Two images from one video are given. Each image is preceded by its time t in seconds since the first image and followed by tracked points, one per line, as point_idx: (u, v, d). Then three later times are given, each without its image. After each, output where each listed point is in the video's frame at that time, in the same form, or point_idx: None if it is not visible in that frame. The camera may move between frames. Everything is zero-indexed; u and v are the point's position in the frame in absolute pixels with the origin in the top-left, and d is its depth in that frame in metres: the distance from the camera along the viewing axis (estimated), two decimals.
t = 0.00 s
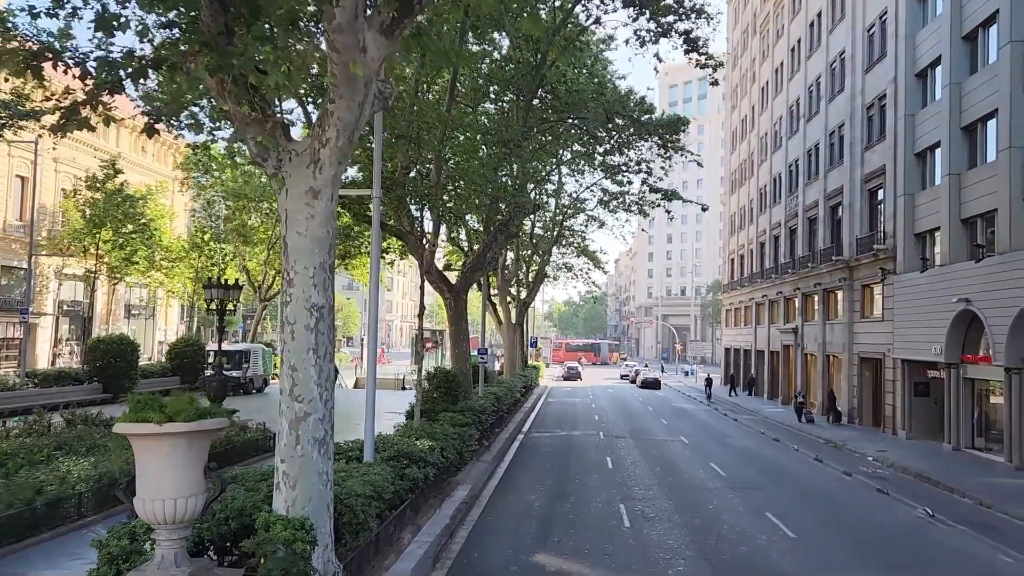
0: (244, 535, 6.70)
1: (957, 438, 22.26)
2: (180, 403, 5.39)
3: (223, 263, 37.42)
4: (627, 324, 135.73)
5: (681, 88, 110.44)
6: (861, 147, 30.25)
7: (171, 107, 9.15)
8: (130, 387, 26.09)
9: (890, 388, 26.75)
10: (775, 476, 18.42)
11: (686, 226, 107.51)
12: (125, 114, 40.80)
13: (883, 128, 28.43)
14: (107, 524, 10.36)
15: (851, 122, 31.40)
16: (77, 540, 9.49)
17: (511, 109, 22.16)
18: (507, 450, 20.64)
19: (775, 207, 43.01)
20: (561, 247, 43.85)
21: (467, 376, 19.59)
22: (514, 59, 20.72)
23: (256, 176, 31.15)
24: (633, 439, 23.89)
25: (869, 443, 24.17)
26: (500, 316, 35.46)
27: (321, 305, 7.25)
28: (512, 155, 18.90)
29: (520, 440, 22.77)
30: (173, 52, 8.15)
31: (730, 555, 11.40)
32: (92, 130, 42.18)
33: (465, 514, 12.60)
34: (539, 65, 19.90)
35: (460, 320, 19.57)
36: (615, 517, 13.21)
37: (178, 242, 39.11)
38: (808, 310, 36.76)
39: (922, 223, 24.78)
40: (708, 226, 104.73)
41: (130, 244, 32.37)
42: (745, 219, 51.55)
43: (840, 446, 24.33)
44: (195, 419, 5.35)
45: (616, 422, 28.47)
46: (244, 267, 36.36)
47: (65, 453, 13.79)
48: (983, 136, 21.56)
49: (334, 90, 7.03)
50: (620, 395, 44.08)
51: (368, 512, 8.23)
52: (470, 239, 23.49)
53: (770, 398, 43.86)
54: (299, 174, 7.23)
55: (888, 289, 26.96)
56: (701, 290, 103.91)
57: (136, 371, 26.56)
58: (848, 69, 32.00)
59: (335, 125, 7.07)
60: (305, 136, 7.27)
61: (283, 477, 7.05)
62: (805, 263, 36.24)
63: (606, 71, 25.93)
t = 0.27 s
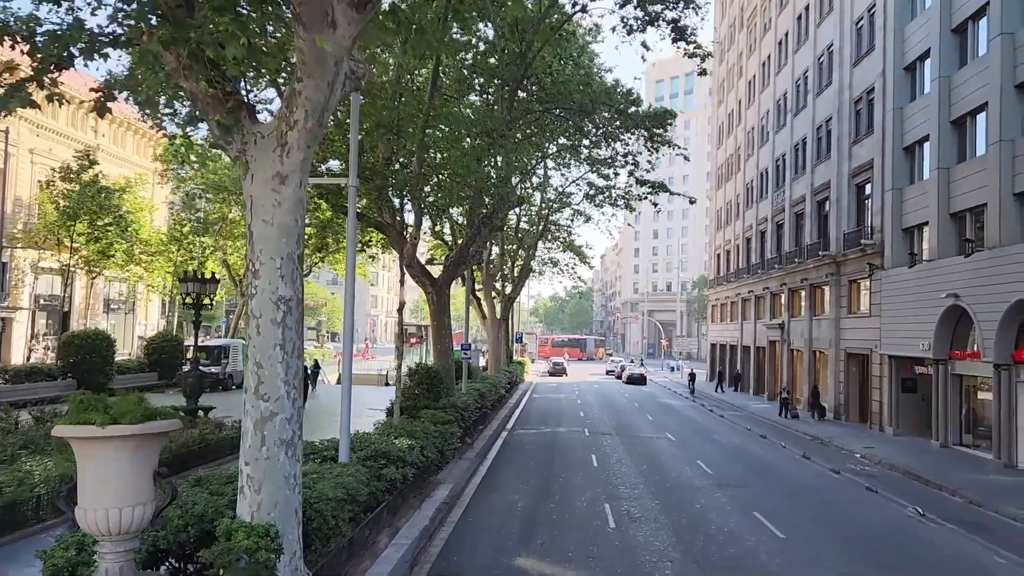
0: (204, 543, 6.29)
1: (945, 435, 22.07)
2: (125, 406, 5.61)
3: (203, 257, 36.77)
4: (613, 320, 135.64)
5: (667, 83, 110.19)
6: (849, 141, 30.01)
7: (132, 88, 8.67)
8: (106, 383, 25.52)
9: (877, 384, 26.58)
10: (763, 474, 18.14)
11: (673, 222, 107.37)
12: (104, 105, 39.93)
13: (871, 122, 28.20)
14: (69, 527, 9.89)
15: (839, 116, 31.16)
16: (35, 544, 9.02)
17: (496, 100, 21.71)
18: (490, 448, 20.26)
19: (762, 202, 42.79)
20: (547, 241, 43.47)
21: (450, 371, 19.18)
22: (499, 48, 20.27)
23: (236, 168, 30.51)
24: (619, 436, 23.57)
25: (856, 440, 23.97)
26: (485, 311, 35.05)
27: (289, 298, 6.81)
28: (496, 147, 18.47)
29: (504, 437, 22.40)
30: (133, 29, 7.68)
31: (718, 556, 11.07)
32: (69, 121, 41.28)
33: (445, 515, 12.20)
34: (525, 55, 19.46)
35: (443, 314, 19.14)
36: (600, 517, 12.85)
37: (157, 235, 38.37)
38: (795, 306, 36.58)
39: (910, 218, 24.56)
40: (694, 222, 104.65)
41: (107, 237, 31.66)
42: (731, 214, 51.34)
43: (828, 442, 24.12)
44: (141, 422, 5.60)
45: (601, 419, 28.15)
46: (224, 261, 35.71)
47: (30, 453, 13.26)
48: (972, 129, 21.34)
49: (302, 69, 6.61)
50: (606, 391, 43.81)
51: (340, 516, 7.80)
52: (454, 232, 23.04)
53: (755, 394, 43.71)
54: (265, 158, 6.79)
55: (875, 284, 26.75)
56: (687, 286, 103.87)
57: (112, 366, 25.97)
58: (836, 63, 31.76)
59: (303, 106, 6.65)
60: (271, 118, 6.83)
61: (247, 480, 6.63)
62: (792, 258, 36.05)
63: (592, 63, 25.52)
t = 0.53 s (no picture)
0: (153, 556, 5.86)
1: (933, 432, 21.83)
2: (52, 409, 5.15)
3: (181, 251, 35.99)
4: (598, 316, 135.48)
5: (653, 79, 109.88)
6: (836, 136, 29.75)
7: (87, 68, 8.16)
8: (77, 379, 24.90)
9: (863, 381, 26.35)
10: (750, 473, 17.81)
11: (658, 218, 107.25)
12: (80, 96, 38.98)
13: (859, 116, 27.93)
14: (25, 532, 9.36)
15: (826, 111, 30.88)
16: None
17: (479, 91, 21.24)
18: (472, 446, 19.82)
19: (748, 197, 42.54)
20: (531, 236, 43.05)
21: (432, 368, 18.72)
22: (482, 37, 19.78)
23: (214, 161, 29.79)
24: (604, 433, 23.19)
25: (843, 437, 23.73)
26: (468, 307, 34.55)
27: (250, 290, 6.33)
28: (478, 138, 18.01)
29: (486, 435, 21.98)
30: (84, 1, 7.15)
31: (708, 561, 10.64)
32: (45, 112, 40.31)
33: (424, 517, 11.74)
34: (508, 44, 18.97)
35: (424, 309, 18.67)
36: (586, 520, 12.42)
37: (134, 228, 37.55)
38: (780, 302, 36.34)
39: (898, 213, 24.32)
40: (680, 218, 104.51)
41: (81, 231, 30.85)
42: (717, 210, 51.09)
43: (815, 440, 23.86)
44: (70, 428, 5.14)
45: (586, 416, 27.78)
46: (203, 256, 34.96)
47: None
48: (962, 123, 21.07)
49: (263, 42, 6.14)
50: (591, 387, 43.47)
51: (310, 523, 7.34)
52: (436, 225, 22.57)
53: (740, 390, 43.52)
54: (223, 138, 6.29)
55: (863, 280, 26.51)
56: (672, 282, 103.79)
57: (84, 362, 25.35)
58: (823, 56, 31.47)
59: (264, 83, 6.18)
60: (231, 96, 6.34)
61: (204, 487, 6.17)
62: (778, 254, 35.80)
63: (578, 54, 25.06)
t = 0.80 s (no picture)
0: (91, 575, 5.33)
1: (923, 430, 21.50)
2: None
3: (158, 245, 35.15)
4: (583, 312, 135.13)
5: (639, 74, 109.50)
6: (824, 130, 29.38)
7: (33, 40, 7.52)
8: (46, 376, 24.11)
9: (852, 378, 26.01)
10: (739, 471, 17.39)
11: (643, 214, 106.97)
12: (53, 86, 37.98)
13: (848, 110, 27.58)
14: None
15: (814, 104, 30.51)
16: None
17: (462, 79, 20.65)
18: (454, 445, 19.29)
19: (735, 192, 42.20)
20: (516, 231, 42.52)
21: (412, 365, 18.16)
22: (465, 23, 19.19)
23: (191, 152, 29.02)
24: (589, 431, 22.71)
25: (832, 435, 23.38)
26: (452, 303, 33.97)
27: (203, 281, 5.75)
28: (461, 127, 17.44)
29: (468, 433, 21.45)
30: None
31: (698, 567, 10.16)
32: (18, 103, 39.28)
33: (402, 521, 11.19)
34: (492, 30, 18.40)
35: (404, 304, 18.10)
36: (570, 523, 11.91)
37: (109, 222, 36.68)
38: (768, 298, 36.00)
39: (888, 207, 23.98)
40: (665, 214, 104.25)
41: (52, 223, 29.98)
42: (703, 205, 50.73)
43: (804, 438, 23.50)
44: None
45: (571, 413, 27.31)
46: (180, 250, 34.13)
47: None
48: (954, 115, 20.72)
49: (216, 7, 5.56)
50: (577, 384, 43.03)
51: (273, 533, 6.78)
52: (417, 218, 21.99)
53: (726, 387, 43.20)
54: (172, 114, 5.71)
55: (852, 276, 26.17)
56: (657, 278, 103.57)
57: (54, 358, 24.55)
58: (811, 49, 31.09)
59: (218, 53, 5.61)
60: (182, 68, 5.76)
61: (151, 497, 5.61)
62: (766, 249, 35.45)
63: (563, 44, 24.51)
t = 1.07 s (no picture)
0: None
1: (914, 428, 21.14)
2: None
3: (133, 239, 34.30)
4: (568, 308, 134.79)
5: (624, 69, 109.09)
6: (813, 122, 28.96)
7: None
8: (13, 373, 23.31)
9: (840, 374, 25.63)
10: (729, 471, 16.91)
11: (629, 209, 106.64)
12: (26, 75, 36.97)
13: (837, 102, 27.16)
14: None
15: (803, 97, 30.10)
16: None
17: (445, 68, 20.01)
18: (435, 445, 18.71)
19: (721, 186, 41.78)
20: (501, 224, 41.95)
21: (392, 362, 17.53)
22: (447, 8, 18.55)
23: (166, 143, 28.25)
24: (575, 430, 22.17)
25: (822, 433, 22.99)
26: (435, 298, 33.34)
27: (145, 270, 5.10)
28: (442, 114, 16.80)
29: (450, 432, 20.89)
30: None
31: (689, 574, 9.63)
32: None
33: (378, 528, 10.60)
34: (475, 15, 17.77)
35: (383, 298, 17.44)
36: (554, 528, 11.35)
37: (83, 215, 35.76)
38: (755, 293, 35.61)
39: (879, 201, 23.57)
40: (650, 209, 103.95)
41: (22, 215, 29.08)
42: (689, 200, 50.33)
43: (793, 436, 23.11)
44: None
45: (556, 410, 26.80)
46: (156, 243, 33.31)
47: None
48: (947, 107, 20.31)
49: None
50: (562, 380, 42.60)
51: (230, 550, 6.18)
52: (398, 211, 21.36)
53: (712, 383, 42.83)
54: (108, 83, 5.07)
55: (841, 271, 25.77)
56: (642, 274, 103.29)
57: (21, 355, 23.73)
58: (800, 41, 30.67)
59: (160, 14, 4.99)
60: (122, 31, 5.13)
61: (85, 514, 4.99)
62: (753, 244, 35.06)
63: (549, 32, 23.92)
